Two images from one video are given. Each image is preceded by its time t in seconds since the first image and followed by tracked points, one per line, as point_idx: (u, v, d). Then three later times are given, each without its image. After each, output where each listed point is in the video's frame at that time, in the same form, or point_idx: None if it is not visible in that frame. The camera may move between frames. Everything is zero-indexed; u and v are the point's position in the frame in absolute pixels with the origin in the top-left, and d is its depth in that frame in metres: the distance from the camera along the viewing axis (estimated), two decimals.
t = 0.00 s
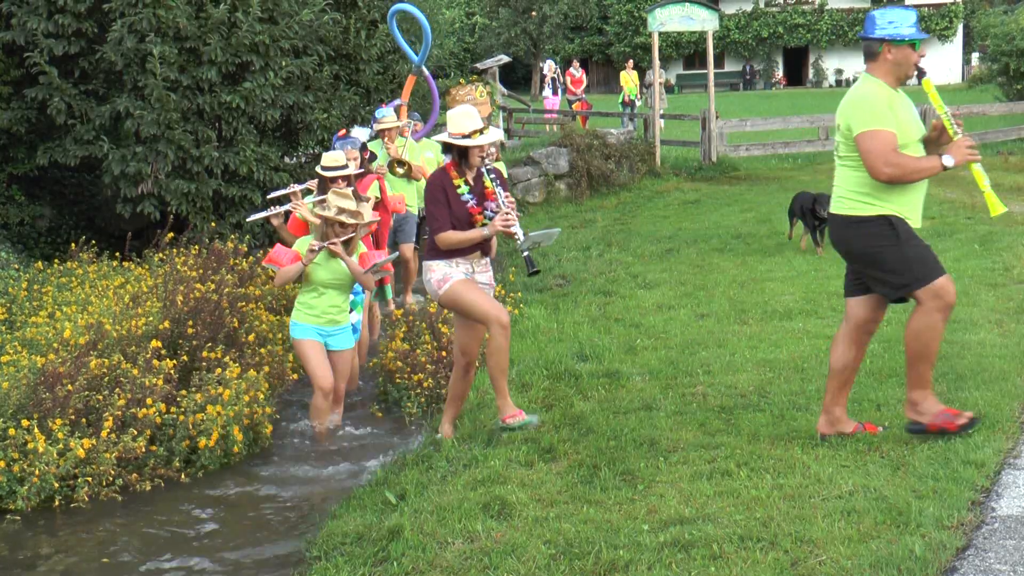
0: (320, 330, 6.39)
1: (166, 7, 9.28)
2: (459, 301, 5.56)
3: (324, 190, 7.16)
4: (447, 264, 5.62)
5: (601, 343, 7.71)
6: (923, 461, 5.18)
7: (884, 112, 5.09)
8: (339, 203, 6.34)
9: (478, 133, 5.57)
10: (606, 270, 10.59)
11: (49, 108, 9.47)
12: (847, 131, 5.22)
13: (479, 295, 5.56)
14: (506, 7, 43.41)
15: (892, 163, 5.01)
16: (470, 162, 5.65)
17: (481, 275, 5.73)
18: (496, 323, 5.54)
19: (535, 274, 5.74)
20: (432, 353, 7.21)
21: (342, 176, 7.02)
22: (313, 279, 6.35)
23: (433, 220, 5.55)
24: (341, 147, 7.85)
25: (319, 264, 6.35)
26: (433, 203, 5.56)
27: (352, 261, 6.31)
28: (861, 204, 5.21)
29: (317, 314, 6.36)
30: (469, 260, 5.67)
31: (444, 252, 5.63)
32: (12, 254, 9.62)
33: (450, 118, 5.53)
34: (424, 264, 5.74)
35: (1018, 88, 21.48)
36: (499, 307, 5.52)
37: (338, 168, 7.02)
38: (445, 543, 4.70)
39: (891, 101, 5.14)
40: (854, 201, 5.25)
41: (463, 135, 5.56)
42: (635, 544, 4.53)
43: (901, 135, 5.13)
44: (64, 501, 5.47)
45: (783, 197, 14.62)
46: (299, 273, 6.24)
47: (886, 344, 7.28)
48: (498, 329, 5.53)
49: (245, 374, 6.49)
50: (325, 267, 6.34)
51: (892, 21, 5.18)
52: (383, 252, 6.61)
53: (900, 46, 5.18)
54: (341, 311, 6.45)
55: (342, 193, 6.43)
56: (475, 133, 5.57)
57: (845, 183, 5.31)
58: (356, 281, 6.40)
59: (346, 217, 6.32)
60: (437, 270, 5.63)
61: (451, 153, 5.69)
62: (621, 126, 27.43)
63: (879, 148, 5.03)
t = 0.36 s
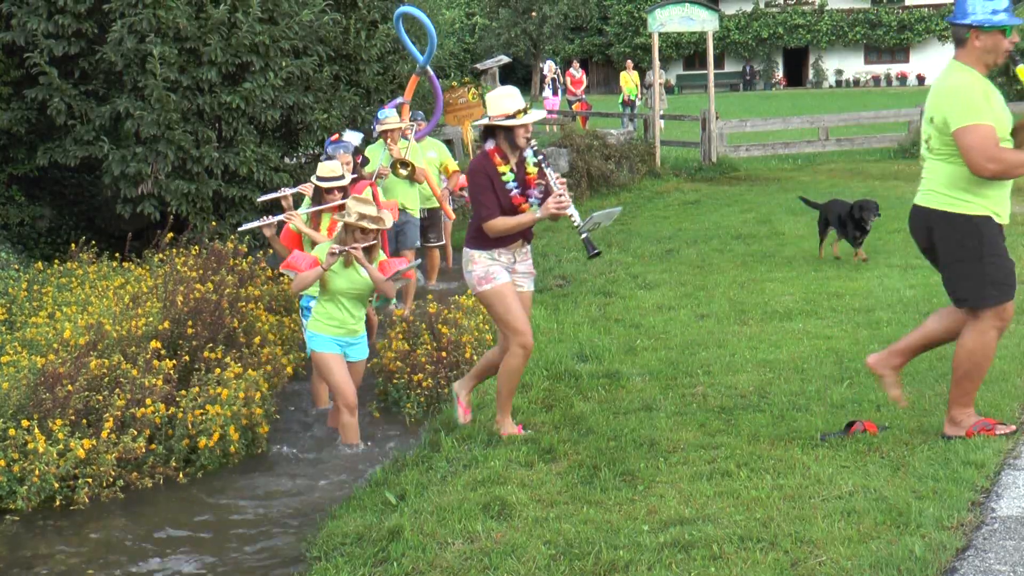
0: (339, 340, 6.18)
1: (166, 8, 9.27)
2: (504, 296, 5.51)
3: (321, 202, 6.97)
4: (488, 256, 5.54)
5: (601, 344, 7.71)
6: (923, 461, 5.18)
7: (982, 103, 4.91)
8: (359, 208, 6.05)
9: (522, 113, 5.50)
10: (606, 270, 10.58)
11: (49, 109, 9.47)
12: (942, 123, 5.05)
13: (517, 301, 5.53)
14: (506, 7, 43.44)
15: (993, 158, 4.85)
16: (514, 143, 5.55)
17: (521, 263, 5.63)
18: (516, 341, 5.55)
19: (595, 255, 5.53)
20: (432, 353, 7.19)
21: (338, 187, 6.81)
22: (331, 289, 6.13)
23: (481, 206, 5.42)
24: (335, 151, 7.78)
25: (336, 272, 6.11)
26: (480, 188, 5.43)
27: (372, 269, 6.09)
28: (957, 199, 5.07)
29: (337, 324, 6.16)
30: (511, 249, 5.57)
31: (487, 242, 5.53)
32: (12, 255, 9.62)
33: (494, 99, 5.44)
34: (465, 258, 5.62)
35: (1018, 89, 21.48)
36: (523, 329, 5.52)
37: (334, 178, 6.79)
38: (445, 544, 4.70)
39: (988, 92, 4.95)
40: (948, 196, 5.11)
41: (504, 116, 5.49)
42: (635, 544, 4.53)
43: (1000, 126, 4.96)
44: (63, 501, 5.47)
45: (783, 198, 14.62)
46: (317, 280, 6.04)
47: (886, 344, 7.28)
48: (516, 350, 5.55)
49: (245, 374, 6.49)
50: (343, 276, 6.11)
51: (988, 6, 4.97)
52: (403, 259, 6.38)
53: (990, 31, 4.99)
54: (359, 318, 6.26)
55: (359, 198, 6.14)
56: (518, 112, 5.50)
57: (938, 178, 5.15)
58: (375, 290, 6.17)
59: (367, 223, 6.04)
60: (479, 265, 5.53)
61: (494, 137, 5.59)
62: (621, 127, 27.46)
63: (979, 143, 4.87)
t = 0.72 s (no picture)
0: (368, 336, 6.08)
1: (166, 8, 9.27)
2: (533, 297, 5.55)
3: (323, 205, 6.60)
4: (533, 248, 5.49)
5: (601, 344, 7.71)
6: (923, 462, 5.18)
7: None
8: (380, 203, 5.87)
9: (571, 92, 5.48)
10: (606, 271, 10.58)
11: (49, 109, 9.47)
12: None
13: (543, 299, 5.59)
14: (506, 8, 43.51)
15: None
16: (561, 124, 5.53)
17: (568, 247, 5.55)
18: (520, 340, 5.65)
19: (651, 240, 5.59)
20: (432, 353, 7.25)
21: (342, 190, 6.52)
22: (358, 288, 5.98)
23: (528, 188, 5.35)
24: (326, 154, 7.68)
25: (362, 271, 5.96)
26: (528, 169, 5.37)
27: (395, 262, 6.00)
28: None
29: (363, 321, 6.07)
30: (557, 237, 5.52)
31: (532, 232, 5.49)
32: (12, 255, 9.62)
33: (544, 76, 5.42)
34: (507, 247, 5.60)
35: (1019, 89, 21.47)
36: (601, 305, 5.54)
37: (338, 180, 6.51)
38: (445, 544, 4.70)
39: None
40: None
41: (556, 96, 5.45)
42: (635, 544, 4.53)
43: None
44: (63, 501, 5.47)
45: (783, 198, 14.61)
46: (346, 281, 5.85)
47: (886, 345, 7.28)
48: (597, 323, 5.53)
49: (245, 375, 6.49)
50: (366, 276, 5.96)
51: None
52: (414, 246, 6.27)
53: None
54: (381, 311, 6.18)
55: (376, 191, 5.96)
56: (568, 92, 5.48)
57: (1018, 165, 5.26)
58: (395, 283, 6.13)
59: (388, 219, 5.89)
60: (521, 259, 5.52)
61: (539, 117, 5.55)
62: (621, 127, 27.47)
63: None
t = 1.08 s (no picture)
0: (406, 342, 5.83)
1: (166, 8, 9.27)
2: (603, 280, 5.46)
3: (333, 211, 6.36)
4: (591, 233, 5.48)
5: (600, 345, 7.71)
6: (923, 462, 5.18)
7: None
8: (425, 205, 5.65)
9: (638, 78, 5.51)
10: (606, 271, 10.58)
11: (49, 110, 9.47)
12: None
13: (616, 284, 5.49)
14: (506, 8, 43.55)
15: None
16: (625, 110, 5.56)
17: (626, 240, 5.56)
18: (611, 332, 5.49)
19: (696, 235, 5.62)
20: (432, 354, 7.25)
21: (353, 195, 6.31)
22: (405, 293, 5.73)
23: (580, 168, 5.38)
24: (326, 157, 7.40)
25: (408, 276, 5.72)
26: (581, 150, 5.41)
27: (438, 263, 5.80)
28: None
29: (401, 326, 5.79)
30: (616, 225, 5.52)
31: (588, 218, 5.49)
32: (12, 256, 9.62)
33: (614, 57, 5.46)
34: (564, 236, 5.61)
35: (1018, 90, 21.46)
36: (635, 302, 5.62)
37: (350, 185, 6.31)
38: (445, 544, 4.70)
39: None
40: None
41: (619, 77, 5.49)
42: (634, 545, 4.52)
43: None
44: (63, 502, 5.46)
45: (782, 198, 14.61)
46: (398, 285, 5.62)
47: (886, 345, 7.28)
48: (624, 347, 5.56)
49: (245, 375, 6.49)
50: (415, 279, 5.74)
51: None
52: (455, 247, 6.09)
53: None
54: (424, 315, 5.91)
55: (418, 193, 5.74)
56: (635, 77, 5.51)
57: None
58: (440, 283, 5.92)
59: (436, 220, 5.68)
60: (580, 245, 5.49)
61: (604, 101, 5.60)
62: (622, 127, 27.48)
63: None
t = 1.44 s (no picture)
0: (444, 312, 5.83)
1: (165, 9, 9.27)
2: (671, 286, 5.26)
3: (340, 214, 6.22)
4: (653, 238, 5.32)
5: (600, 345, 7.71)
6: (922, 463, 5.18)
7: None
8: (479, 175, 5.65)
9: (700, 80, 5.36)
10: (606, 271, 10.58)
11: (49, 110, 9.47)
12: None
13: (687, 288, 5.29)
14: (506, 9, 43.59)
15: None
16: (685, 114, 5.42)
17: (684, 245, 5.43)
18: (691, 337, 5.28)
19: (760, 250, 5.39)
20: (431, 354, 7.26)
21: (361, 198, 6.20)
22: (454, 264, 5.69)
23: (641, 171, 5.18)
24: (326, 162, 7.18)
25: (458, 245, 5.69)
26: (643, 152, 5.21)
27: (489, 235, 5.71)
28: None
29: (444, 298, 5.77)
30: (674, 230, 5.37)
31: (648, 223, 5.32)
32: (12, 256, 9.61)
33: (676, 57, 5.32)
34: (622, 242, 5.42)
35: (1018, 90, 21.44)
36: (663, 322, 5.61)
37: (357, 188, 6.21)
38: (445, 545, 4.70)
39: None
40: None
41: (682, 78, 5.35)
42: (634, 546, 4.52)
43: None
44: (63, 503, 5.46)
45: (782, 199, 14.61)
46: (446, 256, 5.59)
47: (886, 345, 7.28)
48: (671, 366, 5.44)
49: (244, 376, 6.49)
50: (463, 248, 5.70)
51: None
52: (507, 217, 5.93)
53: None
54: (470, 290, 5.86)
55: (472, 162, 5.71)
56: (696, 79, 5.36)
57: None
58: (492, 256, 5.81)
59: (488, 191, 5.69)
60: (643, 251, 5.31)
61: (664, 103, 5.44)
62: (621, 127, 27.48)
63: None
